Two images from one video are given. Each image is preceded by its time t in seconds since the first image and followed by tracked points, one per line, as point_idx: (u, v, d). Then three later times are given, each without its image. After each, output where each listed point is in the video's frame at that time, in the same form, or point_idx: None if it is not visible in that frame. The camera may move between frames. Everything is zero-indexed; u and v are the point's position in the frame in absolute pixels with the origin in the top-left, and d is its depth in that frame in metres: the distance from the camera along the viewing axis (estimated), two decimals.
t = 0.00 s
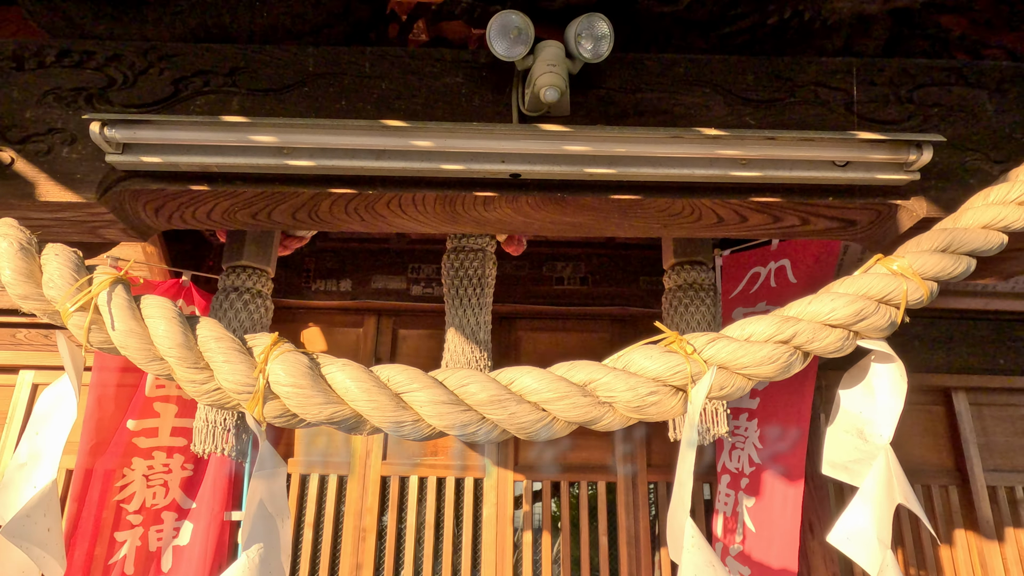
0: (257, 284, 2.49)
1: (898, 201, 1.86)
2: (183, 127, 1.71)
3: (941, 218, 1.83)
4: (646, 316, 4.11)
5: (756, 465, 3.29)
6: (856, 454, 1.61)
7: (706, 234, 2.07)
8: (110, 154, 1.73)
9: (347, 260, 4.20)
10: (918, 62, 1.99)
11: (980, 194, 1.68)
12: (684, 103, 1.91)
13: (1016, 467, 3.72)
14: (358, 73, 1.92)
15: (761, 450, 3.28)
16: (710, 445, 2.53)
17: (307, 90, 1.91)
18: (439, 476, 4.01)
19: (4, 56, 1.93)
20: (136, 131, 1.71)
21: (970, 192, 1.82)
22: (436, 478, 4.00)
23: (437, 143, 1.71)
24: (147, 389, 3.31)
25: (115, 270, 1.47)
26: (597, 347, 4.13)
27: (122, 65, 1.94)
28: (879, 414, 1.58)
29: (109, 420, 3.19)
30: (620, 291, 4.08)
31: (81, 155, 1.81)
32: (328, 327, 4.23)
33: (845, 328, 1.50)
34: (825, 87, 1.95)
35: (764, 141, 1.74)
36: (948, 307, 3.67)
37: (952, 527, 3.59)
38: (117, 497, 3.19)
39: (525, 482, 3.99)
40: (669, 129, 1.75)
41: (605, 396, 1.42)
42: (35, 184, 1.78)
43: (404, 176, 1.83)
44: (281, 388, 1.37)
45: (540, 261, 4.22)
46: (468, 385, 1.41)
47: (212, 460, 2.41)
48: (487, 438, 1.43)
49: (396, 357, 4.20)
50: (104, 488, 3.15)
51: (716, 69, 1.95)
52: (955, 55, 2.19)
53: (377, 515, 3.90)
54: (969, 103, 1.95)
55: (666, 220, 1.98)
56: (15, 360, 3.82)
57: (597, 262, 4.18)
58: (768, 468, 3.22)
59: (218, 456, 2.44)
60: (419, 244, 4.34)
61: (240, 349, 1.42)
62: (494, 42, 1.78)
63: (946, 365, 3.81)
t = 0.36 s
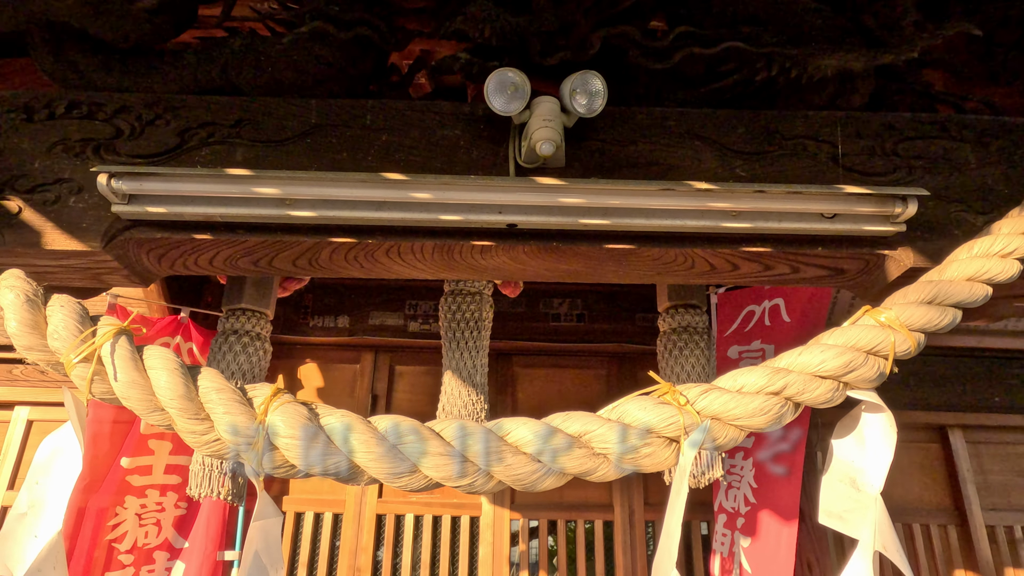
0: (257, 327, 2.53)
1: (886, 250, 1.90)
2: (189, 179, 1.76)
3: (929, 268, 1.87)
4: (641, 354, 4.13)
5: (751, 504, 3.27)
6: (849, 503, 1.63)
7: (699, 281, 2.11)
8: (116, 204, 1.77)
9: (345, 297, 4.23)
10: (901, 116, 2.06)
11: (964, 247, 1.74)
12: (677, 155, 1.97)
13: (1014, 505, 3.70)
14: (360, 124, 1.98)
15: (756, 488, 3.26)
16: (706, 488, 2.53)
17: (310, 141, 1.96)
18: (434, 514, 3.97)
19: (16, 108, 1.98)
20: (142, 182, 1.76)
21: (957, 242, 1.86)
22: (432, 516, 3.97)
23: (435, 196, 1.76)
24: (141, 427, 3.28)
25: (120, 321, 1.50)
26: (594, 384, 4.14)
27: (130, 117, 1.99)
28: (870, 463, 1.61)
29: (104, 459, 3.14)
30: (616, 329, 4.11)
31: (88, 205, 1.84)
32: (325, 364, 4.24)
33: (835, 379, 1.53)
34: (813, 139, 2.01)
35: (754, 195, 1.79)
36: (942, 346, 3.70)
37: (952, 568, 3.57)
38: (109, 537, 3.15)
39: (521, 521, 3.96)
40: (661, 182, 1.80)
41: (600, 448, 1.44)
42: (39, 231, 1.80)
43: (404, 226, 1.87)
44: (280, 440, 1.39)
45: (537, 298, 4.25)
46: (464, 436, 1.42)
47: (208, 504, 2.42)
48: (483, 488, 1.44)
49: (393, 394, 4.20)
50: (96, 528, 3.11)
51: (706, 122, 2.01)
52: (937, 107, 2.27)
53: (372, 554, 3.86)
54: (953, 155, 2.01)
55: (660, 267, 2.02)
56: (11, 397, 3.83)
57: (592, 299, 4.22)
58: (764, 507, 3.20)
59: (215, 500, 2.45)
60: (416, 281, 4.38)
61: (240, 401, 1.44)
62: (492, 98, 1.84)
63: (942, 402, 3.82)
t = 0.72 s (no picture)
0: (252, 365, 2.55)
1: (872, 294, 1.93)
2: (188, 225, 1.80)
3: (915, 312, 1.90)
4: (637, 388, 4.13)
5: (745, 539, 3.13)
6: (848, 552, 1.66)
7: (691, 322, 2.13)
8: (115, 249, 1.80)
9: (341, 330, 4.24)
10: (885, 162, 2.12)
11: (947, 291, 1.76)
12: (666, 199, 2.01)
13: (1013, 542, 3.67)
14: (356, 169, 2.03)
15: (748, 524, 3.12)
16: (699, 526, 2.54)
17: (307, 185, 2.00)
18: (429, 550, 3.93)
19: (21, 153, 2.03)
20: (142, 228, 1.80)
21: (942, 287, 1.90)
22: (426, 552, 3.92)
23: (429, 241, 1.80)
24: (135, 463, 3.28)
25: (116, 367, 1.52)
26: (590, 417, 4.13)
27: (131, 162, 2.04)
28: (866, 507, 1.63)
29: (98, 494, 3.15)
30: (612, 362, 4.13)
31: (88, 249, 1.87)
32: (320, 397, 4.23)
33: (822, 424, 1.55)
34: (799, 185, 2.05)
35: (740, 240, 1.84)
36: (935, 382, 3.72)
37: None
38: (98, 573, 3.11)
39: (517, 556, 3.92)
40: (650, 228, 1.85)
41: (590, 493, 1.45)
42: (39, 275, 1.82)
43: (398, 268, 1.90)
44: (273, 486, 1.40)
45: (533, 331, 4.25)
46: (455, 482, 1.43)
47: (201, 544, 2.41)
48: (474, 534, 1.45)
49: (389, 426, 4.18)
50: (86, 564, 3.09)
51: (695, 167, 2.07)
52: (921, 151, 2.33)
53: None
54: (936, 200, 2.06)
55: (653, 309, 2.04)
56: (5, 431, 3.82)
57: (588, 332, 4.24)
58: (758, 543, 3.05)
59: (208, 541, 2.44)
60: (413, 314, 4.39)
61: (234, 446, 1.45)
62: (485, 145, 1.89)
63: (938, 437, 3.81)
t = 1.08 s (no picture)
0: (253, 394, 2.57)
1: (866, 326, 1.95)
2: (194, 258, 1.83)
3: (909, 344, 1.93)
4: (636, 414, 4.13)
5: (739, 568, 3.12)
6: None
7: (689, 353, 2.15)
8: (121, 281, 1.83)
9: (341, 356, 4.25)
10: (877, 196, 2.16)
11: (939, 325, 1.79)
12: (663, 232, 2.05)
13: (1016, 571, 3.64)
14: (359, 202, 2.07)
15: (743, 551, 3.11)
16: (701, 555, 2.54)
17: (311, 218, 2.03)
18: None
19: (30, 186, 2.07)
20: (148, 261, 1.83)
21: (935, 319, 1.92)
22: None
23: (430, 274, 1.84)
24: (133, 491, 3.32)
25: (121, 399, 1.53)
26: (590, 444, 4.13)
27: (137, 195, 2.07)
28: (864, 540, 1.62)
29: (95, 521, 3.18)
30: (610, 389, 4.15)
31: (94, 281, 1.90)
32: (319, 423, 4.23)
33: (818, 457, 1.57)
34: (793, 218, 2.09)
35: (735, 274, 1.87)
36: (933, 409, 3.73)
37: None
38: None
39: None
40: (647, 261, 1.88)
41: (589, 527, 1.46)
42: (45, 306, 1.84)
43: (399, 300, 1.93)
44: (275, 519, 1.41)
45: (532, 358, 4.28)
46: (456, 516, 1.45)
47: None
48: (474, 568, 1.46)
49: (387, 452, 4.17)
50: None
51: (691, 201, 2.11)
52: (912, 185, 2.38)
53: None
54: (928, 234, 2.10)
55: (651, 340, 2.06)
56: (3, 457, 3.81)
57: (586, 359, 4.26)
58: (756, 571, 3.03)
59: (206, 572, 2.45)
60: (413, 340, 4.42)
61: (237, 479, 1.47)
62: (486, 180, 1.93)
63: (936, 464, 3.82)
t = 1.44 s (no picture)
0: (255, 414, 2.57)
1: (868, 347, 1.96)
2: (200, 278, 1.84)
3: (911, 366, 1.94)
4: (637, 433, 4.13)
5: None
6: None
7: (692, 373, 2.15)
8: (128, 301, 1.83)
9: (341, 374, 4.25)
10: (878, 218, 2.19)
11: (942, 346, 1.81)
12: (666, 253, 2.06)
13: None
14: (364, 223, 2.09)
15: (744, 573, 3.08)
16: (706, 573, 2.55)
17: (316, 238, 2.05)
18: None
19: (37, 206, 2.08)
20: (154, 281, 1.83)
21: (937, 340, 1.94)
22: None
23: (435, 295, 1.85)
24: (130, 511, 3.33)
25: (127, 421, 1.53)
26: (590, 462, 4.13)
27: (143, 215, 2.09)
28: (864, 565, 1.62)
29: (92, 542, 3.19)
30: (610, 407, 4.15)
31: (100, 300, 1.91)
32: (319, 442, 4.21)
33: (823, 479, 1.57)
34: (795, 240, 2.11)
35: (739, 295, 1.88)
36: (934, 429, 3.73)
37: None
38: None
39: None
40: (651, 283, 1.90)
41: (595, 550, 1.45)
42: (51, 326, 1.84)
43: (403, 321, 1.94)
44: (280, 541, 1.41)
45: (532, 377, 4.28)
46: (463, 538, 1.45)
47: None
48: None
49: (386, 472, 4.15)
50: None
51: (694, 222, 2.13)
52: (912, 207, 2.41)
53: None
54: (928, 256, 2.11)
55: (654, 360, 2.07)
56: None
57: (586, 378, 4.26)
58: None
59: None
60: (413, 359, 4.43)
61: (243, 501, 1.46)
62: (491, 202, 1.95)
63: (937, 484, 3.81)
